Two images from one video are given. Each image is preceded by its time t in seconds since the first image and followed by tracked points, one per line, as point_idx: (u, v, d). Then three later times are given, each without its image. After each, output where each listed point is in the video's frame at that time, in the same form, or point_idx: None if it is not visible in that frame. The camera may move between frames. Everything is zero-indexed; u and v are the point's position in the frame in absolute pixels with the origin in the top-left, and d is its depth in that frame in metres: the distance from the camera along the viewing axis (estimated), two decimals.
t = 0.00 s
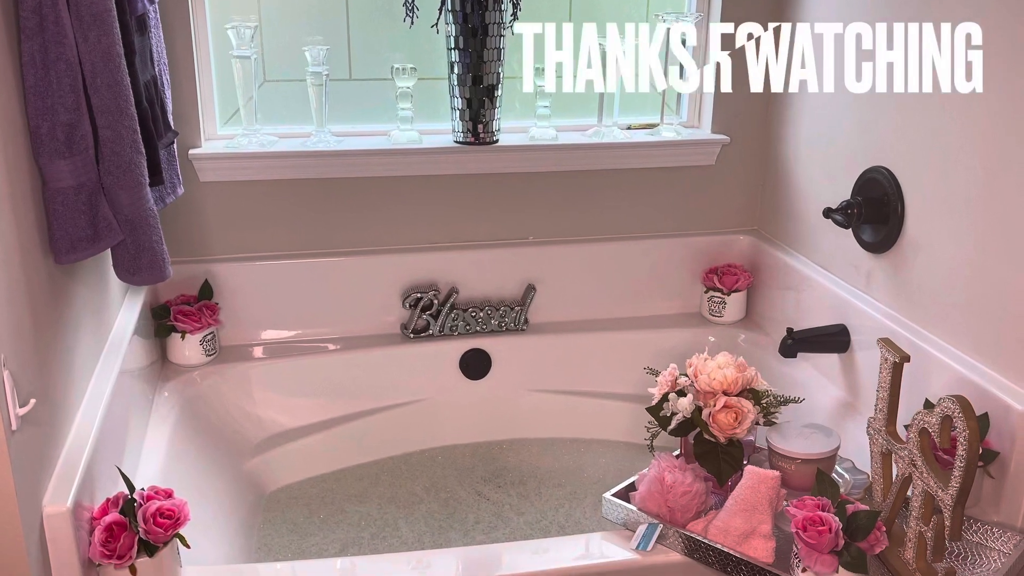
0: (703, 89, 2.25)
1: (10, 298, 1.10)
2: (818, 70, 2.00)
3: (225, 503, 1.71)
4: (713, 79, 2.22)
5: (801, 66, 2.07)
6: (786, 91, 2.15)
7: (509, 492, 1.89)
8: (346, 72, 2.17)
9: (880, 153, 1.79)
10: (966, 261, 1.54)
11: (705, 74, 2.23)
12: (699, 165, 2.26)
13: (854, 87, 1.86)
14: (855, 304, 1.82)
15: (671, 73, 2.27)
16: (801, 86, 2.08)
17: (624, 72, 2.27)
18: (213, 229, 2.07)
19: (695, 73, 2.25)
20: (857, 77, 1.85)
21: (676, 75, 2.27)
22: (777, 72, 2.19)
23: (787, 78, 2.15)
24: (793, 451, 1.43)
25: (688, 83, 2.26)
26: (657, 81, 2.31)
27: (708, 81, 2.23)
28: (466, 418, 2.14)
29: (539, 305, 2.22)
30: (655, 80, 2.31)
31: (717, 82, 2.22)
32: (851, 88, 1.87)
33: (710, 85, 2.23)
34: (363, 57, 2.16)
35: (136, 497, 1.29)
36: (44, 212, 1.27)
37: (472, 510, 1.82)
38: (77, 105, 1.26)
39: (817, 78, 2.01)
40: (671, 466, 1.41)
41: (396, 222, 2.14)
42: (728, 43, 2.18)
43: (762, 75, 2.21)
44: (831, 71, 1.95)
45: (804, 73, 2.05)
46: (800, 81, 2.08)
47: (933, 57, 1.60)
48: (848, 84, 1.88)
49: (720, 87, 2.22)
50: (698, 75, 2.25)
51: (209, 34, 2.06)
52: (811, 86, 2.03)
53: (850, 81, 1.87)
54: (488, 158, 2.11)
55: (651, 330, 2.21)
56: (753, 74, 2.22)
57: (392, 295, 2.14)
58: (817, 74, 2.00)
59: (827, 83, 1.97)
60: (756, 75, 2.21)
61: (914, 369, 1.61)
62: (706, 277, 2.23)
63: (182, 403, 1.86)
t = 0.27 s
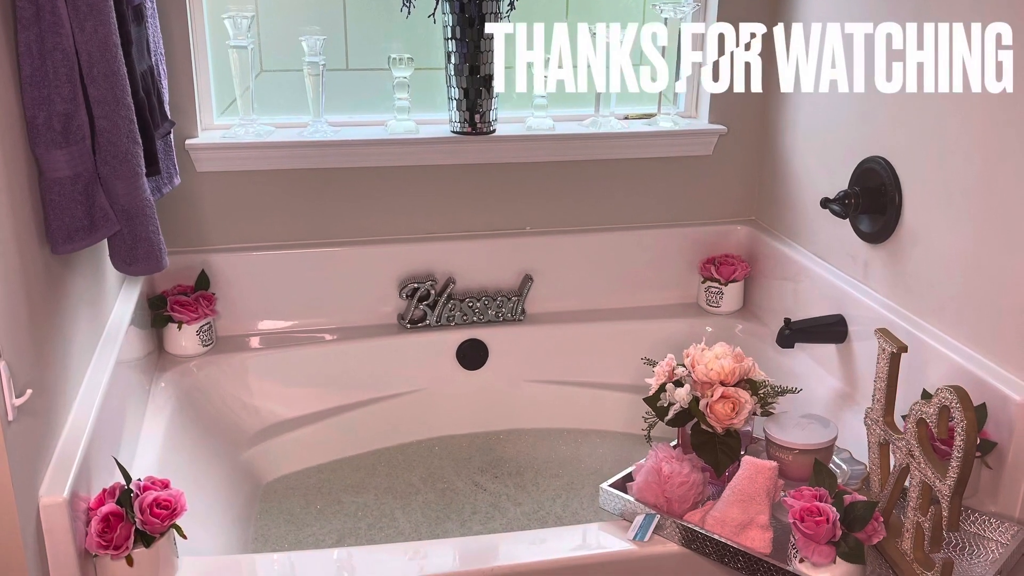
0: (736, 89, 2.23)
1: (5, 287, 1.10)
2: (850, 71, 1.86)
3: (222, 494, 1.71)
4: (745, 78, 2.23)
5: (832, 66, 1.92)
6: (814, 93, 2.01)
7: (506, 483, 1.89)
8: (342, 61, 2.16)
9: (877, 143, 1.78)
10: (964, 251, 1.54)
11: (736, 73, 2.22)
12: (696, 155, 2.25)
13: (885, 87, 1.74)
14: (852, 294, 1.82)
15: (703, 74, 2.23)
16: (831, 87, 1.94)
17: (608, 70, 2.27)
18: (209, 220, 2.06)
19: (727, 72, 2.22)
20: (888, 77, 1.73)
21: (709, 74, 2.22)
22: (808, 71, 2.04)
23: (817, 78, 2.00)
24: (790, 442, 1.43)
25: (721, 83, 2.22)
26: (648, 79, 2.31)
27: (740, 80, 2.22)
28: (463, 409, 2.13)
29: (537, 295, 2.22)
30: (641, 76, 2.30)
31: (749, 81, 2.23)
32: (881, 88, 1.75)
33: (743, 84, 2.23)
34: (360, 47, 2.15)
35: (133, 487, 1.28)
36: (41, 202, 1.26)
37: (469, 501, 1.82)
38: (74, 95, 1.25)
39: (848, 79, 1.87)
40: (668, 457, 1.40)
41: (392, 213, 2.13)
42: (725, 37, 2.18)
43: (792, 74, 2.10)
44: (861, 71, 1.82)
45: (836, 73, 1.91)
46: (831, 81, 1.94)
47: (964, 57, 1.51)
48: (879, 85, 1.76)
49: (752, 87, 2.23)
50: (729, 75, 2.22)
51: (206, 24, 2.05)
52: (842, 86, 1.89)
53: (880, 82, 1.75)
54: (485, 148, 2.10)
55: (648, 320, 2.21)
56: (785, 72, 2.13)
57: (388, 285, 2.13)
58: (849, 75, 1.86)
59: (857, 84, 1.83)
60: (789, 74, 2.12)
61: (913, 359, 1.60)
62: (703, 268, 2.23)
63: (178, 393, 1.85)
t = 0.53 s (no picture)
0: (739, 89, 2.22)
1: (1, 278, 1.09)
2: (853, 72, 1.83)
3: (219, 484, 1.71)
4: (748, 78, 2.22)
5: (835, 66, 1.90)
6: (815, 94, 1.99)
7: (503, 473, 1.89)
8: (339, 51, 2.15)
9: (875, 132, 1.77)
10: (962, 241, 1.54)
11: (740, 73, 2.21)
12: (693, 145, 2.24)
13: (887, 87, 1.72)
14: (849, 284, 1.81)
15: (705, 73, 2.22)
16: (834, 88, 1.91)
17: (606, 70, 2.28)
18: (205, 210, 2.05)
19: (731, 73, 2.22)
20: (891, 77, 1.71)
21: (711, 74, 2.21)
22: (810, 71, 2.01)
23: (819, 79, 1.97)
24: (788, 432, 1.43)
25: (724, 84, 2.21)
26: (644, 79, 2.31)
27: (743, 80, 2.21)
28: (460, 399, 2.13)
29: (534, 286, 2.21)
30: (639, 75, 2.31)
31: (752, 81, 2.22)
32: (884, 89, 1.74)
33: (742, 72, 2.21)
34: (357, 36, 2.14)
35: (129, 478, 1.27)
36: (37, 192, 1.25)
37: (466, 491, 1.82)
38: (70, 85, 1.24)
39: (851, 79, 1.84)
40: (665, 447, 1.40)
41: (389, 203, 2.13)
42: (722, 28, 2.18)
43: (796, 74, 2.07)
44: (867, 72, 1.79)
45: (837, 73, 1.88)
46: (833, 81, 1.91)
47: (966, 57, 1.50)
48: (881, 85, 1.74)
49: (755, 87, 2.21)
50: (733, 75, 2.22)
51: (203, 13, 2.04)
52: (844, 87, 1.87)
53: (883, 81, 1.74)
54: (483, 138, 2.10)
55: (646, 310, 2.21)
56: (788, 73, 2.09)
57: (385, 275, 2.12)
58: (852, 75, 1.84)
59: (862, 83, 1.81)
60: (791, 75, 2.08)
61: (911, 349, 1.60)
62: (701, 258, 2.22)
63: (175, 384, 1.85)
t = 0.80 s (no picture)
0: (739, 89, 2.22)
1: None
2: (853, 71, 1.82)
3: (216, 475, 1.71)
4: (748, 78, 2.21)
5: (835, 66, 1.89)
6: (815, 94, 1.97)
7: (501, 464, 1.89)
8: (336, 41, 2.14)
9: (873, 122, 1.77)
10: (959, 231, 1.53)
11: (740, 73, 2.21)
12: (690, 135, 2.24)
13: (887, 87, 1.71)
14: (847, 274, 1.81)
15: (705, 74, 2.22)
16: (834, 88, 1.90)
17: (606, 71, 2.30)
18: (202, 200, 2.04)
19: (731, 72, 2.21)
20: (891, 77, 1.70)
21: (711, 73, 2.21)
22: (810, 71, 1.99)
23: (819, 79, 1.96)
24: (785, 422, 1.43)
25: (723, 84, 2.22)
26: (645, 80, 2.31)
27: (743, 80, 2.21)
28: (457, 389, 2.13)
29: (531, 276, 2.21)
30: (639, 75, 2.31)
31: (752, 81, 2.21)
32: (884, 89, 1.73)
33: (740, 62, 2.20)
34: (354, 26, 2.13)
35: (126, 469, 1.27)
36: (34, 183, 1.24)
37: (463, 482, 1.82)
38: (67, 75, 1.23)
39: (851, 79, 1.83)
40: (662, 438, 1.40)
41: (385, 193, 2.12)
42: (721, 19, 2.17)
43: (796, 74, 2.05)
44: (867, 71, 1.78)
45: (837, 73, 1.87)
46: (833, 81, 1.90)
47: (966, 57, 1.50)
48: (881, 85, 1.73)
49: (755, 87, 2.21)
50: (733, 75, 2.21)
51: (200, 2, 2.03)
52: (844, 87, 1.86)
53: (883, 81, 1.73)
54: (480, 128, 2.09)
55: (643, 300, 2.20)
56: (787, 73, 2.08)
57: (382, 265, 2.11)
58: (852, 75, 1.83)
59: (862, 84, 1.80)
60: (791, 75, 2.07)
61: (907, 339, 1.60)
62: (698, 248, 2.22)
63: (171, 374, 1.84)
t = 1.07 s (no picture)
0: (738, 89, 2.22)
1: None
2: (853, 72, 1.81)
3: (213, 465, 1.70)
4: (748, 78, 2.21)
5: (835, 66, 1.87)
6: (815, 94, 1.96)
7: (497, 454, 1.88)
8: (333, 31, 2.13)
9: (871, 112, 1.76)
10: (956, 221, 1.53)
11: (740, 73, 2.21)
12: (687, 125, 2.23)
13: (887, 87, 1.70)
14: (844, 265, 1.81)
15: (705, 74, 2.21)
16: (834, 88, 1.88)
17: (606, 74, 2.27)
18: (198, 190, 2.03)
19: (731, 72, 2.21)
20: (891, 77, 1.69)
21: (712, 73, 2.21)
22: (809, 71, 1.98)
23: (819, 79, 1.94)
24: (783, 413, 1.43)
25: (723, 84, 2.21)
26: (646, 79, 2.25)
27: (743, 80, 2.21)
28: (454, 379, 2.12)
29: (529, 266, 2.20)
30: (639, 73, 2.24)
31: (752, 81, 2.21)
32: (884, 89, 1.72)
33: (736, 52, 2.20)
34: (350, 16, 2.12)
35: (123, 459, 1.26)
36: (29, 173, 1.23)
37: (460, 472, 1.82)
38: (63, 65, 1.23)
39: (851, 79, 1.82)
40: (660, 428, 1.40)
41: (382, 183, 2.11)
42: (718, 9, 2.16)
43: (796, 75, 2.04)
44: (868, 72, 1.77)
45: (837, 73, 1.86)
46: (833, 82, 1.88)
47: (966, 58, 1.49)
48: (881, 85, 1.72)
49: (755, 87, 2.20)
50: (733, 75, 2.21)
51: None
52: (844, 87, 1.84)
53: (883, 81, 1.72)
54: (477, 119, 2.08)
55: (640, 290, 2.20)
56: (788, 73, 2.06)
57: (379, 255, 2.11)
58: (852, 75, 1.81)
59: (862, 84, 1.78)
60: (791, 76, 2.05)
61: (905, 329, 1.60)
62: (695, 238, 2.21)
63: (168, 364, 1.84)
